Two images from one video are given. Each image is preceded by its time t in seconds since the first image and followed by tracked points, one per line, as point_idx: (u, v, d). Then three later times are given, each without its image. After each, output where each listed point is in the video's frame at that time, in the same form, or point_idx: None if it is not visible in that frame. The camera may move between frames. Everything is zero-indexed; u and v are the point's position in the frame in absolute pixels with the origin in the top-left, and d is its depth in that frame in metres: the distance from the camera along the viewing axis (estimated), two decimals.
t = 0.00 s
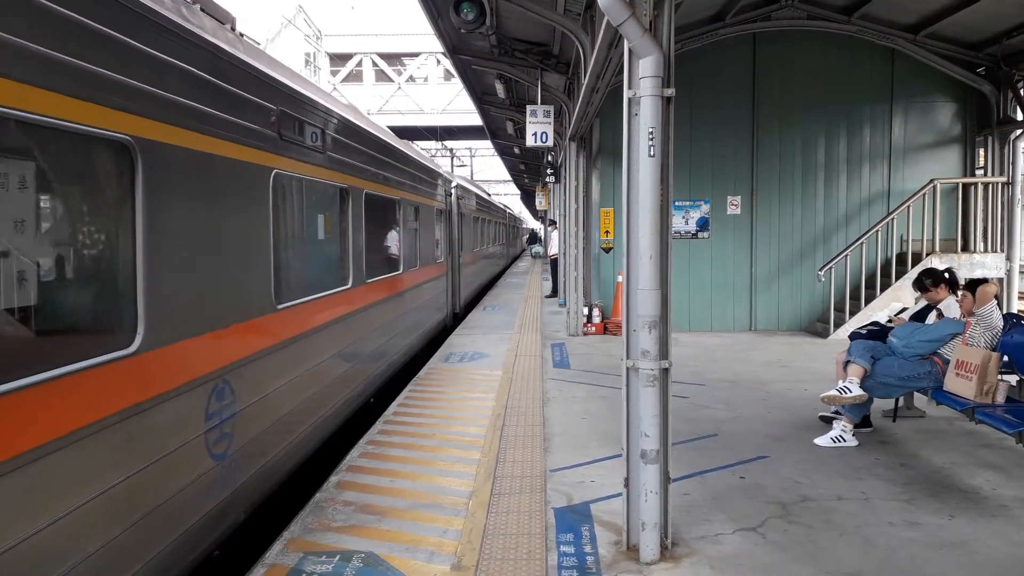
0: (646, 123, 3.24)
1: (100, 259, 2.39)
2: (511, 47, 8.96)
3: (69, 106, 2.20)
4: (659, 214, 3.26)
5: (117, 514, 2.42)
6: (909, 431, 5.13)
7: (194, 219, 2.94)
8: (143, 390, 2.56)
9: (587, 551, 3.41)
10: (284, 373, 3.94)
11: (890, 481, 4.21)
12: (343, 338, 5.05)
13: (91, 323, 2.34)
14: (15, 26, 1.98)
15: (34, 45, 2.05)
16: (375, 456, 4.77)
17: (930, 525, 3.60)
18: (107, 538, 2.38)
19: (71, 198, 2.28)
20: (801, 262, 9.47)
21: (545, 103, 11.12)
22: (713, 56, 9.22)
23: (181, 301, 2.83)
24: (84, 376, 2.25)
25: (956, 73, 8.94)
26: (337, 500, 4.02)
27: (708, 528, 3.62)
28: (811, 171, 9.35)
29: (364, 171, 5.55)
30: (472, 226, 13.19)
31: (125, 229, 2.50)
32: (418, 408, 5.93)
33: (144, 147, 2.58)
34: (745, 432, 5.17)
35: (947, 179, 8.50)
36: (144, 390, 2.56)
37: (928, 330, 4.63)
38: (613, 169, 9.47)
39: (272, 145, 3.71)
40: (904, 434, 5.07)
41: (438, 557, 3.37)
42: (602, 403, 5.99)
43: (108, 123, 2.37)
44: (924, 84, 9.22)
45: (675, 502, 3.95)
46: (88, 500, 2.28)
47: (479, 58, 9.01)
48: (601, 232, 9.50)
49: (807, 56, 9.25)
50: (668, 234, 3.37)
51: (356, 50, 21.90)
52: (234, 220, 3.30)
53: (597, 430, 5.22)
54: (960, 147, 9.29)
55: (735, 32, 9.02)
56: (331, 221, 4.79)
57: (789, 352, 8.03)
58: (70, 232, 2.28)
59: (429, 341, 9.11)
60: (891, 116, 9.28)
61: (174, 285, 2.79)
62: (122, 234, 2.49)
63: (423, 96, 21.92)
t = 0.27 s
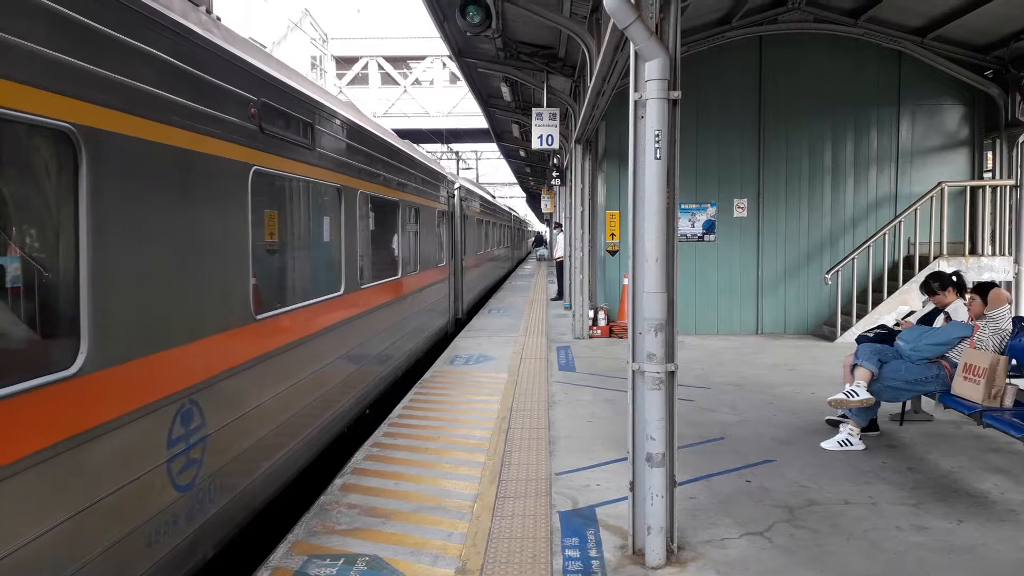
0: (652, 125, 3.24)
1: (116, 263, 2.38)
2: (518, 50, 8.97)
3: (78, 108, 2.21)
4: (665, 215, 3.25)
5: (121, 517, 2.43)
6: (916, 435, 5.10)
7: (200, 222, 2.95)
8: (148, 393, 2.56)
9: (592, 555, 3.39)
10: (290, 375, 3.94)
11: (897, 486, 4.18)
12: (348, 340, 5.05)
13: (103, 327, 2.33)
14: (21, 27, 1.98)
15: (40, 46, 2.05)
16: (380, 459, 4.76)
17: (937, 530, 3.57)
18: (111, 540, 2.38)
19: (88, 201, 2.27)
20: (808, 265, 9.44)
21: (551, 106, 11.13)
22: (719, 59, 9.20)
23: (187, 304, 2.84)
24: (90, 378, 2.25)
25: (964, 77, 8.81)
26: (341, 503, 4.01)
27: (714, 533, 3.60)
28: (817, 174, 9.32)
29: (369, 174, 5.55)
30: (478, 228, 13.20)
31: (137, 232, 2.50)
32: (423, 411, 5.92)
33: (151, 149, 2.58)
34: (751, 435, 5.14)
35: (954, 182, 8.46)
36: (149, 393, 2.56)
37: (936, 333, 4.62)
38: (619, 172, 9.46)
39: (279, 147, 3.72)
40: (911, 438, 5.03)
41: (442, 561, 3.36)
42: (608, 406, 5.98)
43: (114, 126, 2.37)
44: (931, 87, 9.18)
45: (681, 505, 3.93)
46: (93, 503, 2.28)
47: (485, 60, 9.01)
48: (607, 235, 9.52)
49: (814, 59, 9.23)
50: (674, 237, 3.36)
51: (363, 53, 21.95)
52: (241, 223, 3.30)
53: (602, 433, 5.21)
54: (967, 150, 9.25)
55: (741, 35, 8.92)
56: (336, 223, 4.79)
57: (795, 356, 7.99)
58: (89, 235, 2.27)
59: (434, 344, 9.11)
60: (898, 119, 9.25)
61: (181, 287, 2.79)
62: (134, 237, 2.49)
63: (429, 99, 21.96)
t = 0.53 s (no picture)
0: (655, 120, 3.23)
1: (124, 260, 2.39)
2: (521, 44, 8.96)
3: (85, 106, 2.21)
4: (668, 210, 3.24)
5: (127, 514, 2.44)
6: (919, 429, 5.09)
7: (204, 219, 2.95)
8: (153, 390, 2.57)
9: (595, 550, 3.39)
10: (293, 372, 3.95)
11: (900, 480, 4.18)
12: (351, 336, 5.06)
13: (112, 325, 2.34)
14: (25, 25, 1.99)
15: (45, 45, 2.06)
16: (383, 455, 4.78)
17: (940, 524, 3.57)
18: (118, 537, 2.39)
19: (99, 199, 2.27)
20: (811, 259, 9.41)
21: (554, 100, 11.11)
22: (722, 52, 9.16)
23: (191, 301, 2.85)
24: (97, 376, 2.26)
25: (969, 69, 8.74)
26: (345, 499, 4.02)
27: (716, 527, 3.61)
28: (821, 167, 9.29)
29: (371, 170, 5.55)
30: (480, 224, 13.20)
31: (143, 229, 2.51)
32: (426, 407, 5.94)
33: (155, 146, 2.59)
34: (754, 430, 5.14)
35: (959, 175, 8.42)
36: (153, 390, 2.57)
37: (939, 327, 4.59)
38: (622, 166, 9.44)
39: (281, 144, 3.72)
40: (914, 432, 5.03)
41: (445, 557, 3.37)
42: (610, 401, 5.98)
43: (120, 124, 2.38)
44: (936, 79, 9.13)
45: (683, 500, 3.93)
46: (100, 500, 2.29)
47: (487, 54, 8.99)
48: (610, 231, 9.51)
49: (817, 51, 9.19)
50: (677, 232, 3.35)
51: (365, 48, 21.92)
52: (242, 221, 3.31)
53: (605, 428, 5.21)
54: (972, 143, 9.21)
55: (744, 28, 8.84)
56: (340, 219, 4.80)
57: (799, 350, 7.98)
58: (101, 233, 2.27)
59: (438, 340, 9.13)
60: (902, 111, 9.20)
61: (187, 285, 2.80)
62: (140, 235, 2.49)
63: (431, 95, 21.93)
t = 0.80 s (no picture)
0: (646, 124, 3.24)
1: (116, 261, 2.40)
2: (514, 49, 8.98)
3: (75, 109, 2.21)
4: (660, 214, 3.25)
5: (116, 517, 2.43)
6: (911, 434, 5.11)
7: (194, 220, 2.95)
8: (143, 392, 2.56)
9: (587, 554, 3.39)
10: (285, 375, 3.94)
11: (892, 484, 4.19)
12: (344, 340, 5.05)
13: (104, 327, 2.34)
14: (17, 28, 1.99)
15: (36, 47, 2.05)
16: (375, 459, 4.76)
17: (931, 529, 3.59)
18: (106, 541, 2.37)
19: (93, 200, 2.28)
20: (803, 264, 9.45)
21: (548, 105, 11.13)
22: (715, 58, 9.20)
23: (181, 303, 2.84)
24: (85, 378, 2.24)
25: (961, 76, 8.87)
26: (336, 503, 4.01)
27: (709, 532, 3.61)
28: (813, 173, 9.33)
29: (365, 174, 5.55)
30: (474, 228, 13.20)
31: (134, 230, 2.51)
32: (419, 411, 5.93)
33: (147, 148, 2.59)
34: (746, 434, 5.15)
35: (950, 181, 8.48)
36: (143, 392, 2.56)
37: (930, 332, 4.61)
38: (615, 172, 9.46)
39: (273, 147, 3.72)
40: (906, 436, 5.05)
41: (437, 561, 3.36)
42: (603, 405, 5.98)
43: (111, 126, 2.38)
44: (927, 86, 9.19)
45: (676, 505, 3.93)
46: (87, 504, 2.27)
47: (481, 59, 9.00)
48: (602, 235, 9.53)
49: (810, 57, 9.24)
50: (669, 235, 3.35)
51: (359, 53, 21.91)
52: (235, 224, 3.30)
53: (598, 433, 5.21)
54: (963, 149, 9.27)
55: (737, 34, 8.93)
56: (332, 223, 4.79)
57: (791, 355, 8.00)
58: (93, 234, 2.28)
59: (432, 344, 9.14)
60: (893, 117, 9.26)
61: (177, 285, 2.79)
62: (131, 237, 2.49)
63: (425, 99, 21.94)
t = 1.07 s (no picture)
0: (641, 133, 3.25)
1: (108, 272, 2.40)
2: (510, 59, 9.02)
3: (72, 121, 2.22)
4: (655, 222, 3.26)
5: (113, 529, 2.42)
6: (908, 440, 5.12)
7: (188, 231, 2.95)
8: (140, 403, 2.55)
9: (585, 563, 3.38)
10: (281, 386, 3.93)
11: (889, 490, 4.19)
12: (340, 350, 5.04)
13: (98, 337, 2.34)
14: (15, 41, 1.99)
15: (32, 60, 2.05)
16: (373, 469, 4.75)
17: (929, 535, 3.58)
18: (102, 553, 2.36)
19: (85, 210, 2.28)
20: (799, 271, 9.47)
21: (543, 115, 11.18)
22: (709, 66, 9.25)
23: (175, 313, 2.84)
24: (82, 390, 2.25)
25: (952, 84, 8.92)
26: (333, 514, 3.99)
27: (707, 540, 3.60)
28: (808, 181, 9.37)
29: (361, 183, 5.56)
30: (470, 237, 13.20)
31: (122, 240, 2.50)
32: (416, 420, 5.91)
33: (145, 159, 2.60)
34: (744, 442, 5.15)
35: (943, 187, 8.52)
36: (140, 403, 2.55)
37: (925, 338, 4.63)
38: (610, 180, 9.48)
39: (268, 157, 3.71)
40: (903, 443, 5.05)
41: (436, 571, 3.34)
42: (601, 414, 5.97)
43: (107, 138, 2.39)
44: (919, 94, 9.25)
45: (674, 513, 3.92)
46: (82, 516, 2.26)
47: (476, 69, 9.03)
48: (600, 243, 9.62)
49: (803, 66, 9.29)
50: (665, 243, 3.37)
51: (354, 63, 21.96)
52: (230, 236, 3.32)
53: (596, 441, 5.20)
54: (956, 156, 9.32)
55: (731, 42, 8.94)
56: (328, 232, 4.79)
57: (788, 362, 8.00)
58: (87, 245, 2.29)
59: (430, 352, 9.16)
60: (886, 125, 9.31)
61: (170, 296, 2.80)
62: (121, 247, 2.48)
63: (421, 109, 21.99)
